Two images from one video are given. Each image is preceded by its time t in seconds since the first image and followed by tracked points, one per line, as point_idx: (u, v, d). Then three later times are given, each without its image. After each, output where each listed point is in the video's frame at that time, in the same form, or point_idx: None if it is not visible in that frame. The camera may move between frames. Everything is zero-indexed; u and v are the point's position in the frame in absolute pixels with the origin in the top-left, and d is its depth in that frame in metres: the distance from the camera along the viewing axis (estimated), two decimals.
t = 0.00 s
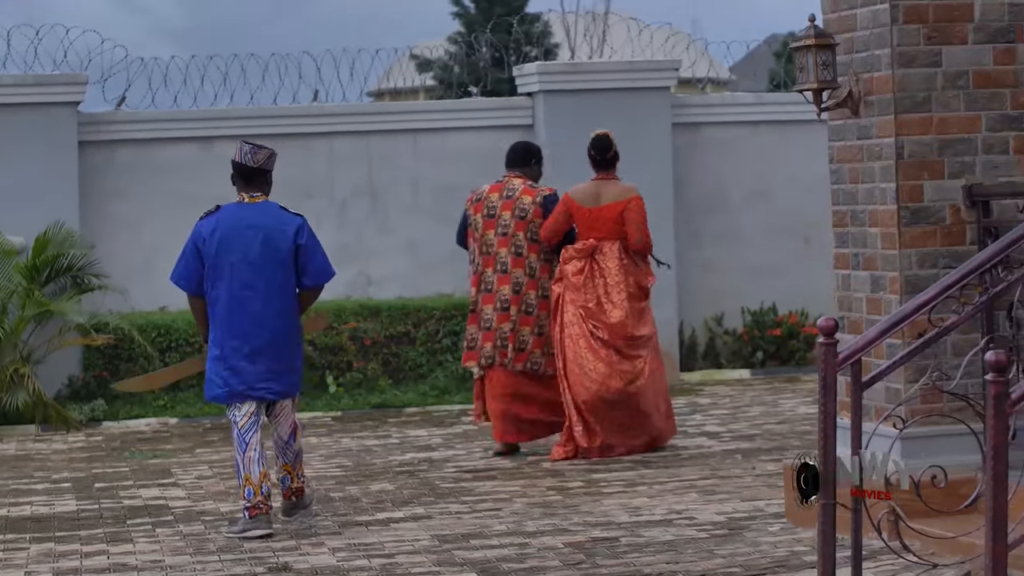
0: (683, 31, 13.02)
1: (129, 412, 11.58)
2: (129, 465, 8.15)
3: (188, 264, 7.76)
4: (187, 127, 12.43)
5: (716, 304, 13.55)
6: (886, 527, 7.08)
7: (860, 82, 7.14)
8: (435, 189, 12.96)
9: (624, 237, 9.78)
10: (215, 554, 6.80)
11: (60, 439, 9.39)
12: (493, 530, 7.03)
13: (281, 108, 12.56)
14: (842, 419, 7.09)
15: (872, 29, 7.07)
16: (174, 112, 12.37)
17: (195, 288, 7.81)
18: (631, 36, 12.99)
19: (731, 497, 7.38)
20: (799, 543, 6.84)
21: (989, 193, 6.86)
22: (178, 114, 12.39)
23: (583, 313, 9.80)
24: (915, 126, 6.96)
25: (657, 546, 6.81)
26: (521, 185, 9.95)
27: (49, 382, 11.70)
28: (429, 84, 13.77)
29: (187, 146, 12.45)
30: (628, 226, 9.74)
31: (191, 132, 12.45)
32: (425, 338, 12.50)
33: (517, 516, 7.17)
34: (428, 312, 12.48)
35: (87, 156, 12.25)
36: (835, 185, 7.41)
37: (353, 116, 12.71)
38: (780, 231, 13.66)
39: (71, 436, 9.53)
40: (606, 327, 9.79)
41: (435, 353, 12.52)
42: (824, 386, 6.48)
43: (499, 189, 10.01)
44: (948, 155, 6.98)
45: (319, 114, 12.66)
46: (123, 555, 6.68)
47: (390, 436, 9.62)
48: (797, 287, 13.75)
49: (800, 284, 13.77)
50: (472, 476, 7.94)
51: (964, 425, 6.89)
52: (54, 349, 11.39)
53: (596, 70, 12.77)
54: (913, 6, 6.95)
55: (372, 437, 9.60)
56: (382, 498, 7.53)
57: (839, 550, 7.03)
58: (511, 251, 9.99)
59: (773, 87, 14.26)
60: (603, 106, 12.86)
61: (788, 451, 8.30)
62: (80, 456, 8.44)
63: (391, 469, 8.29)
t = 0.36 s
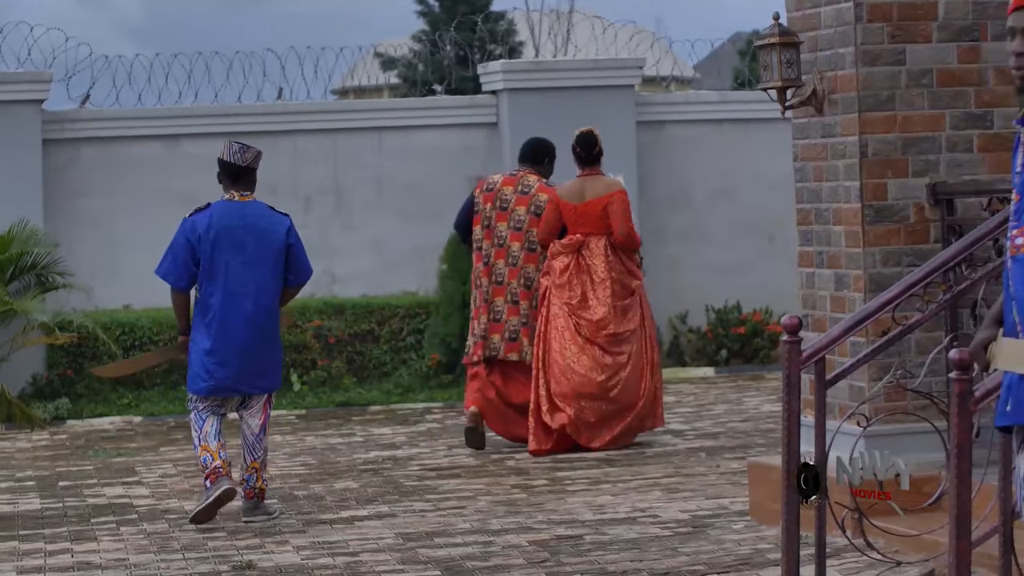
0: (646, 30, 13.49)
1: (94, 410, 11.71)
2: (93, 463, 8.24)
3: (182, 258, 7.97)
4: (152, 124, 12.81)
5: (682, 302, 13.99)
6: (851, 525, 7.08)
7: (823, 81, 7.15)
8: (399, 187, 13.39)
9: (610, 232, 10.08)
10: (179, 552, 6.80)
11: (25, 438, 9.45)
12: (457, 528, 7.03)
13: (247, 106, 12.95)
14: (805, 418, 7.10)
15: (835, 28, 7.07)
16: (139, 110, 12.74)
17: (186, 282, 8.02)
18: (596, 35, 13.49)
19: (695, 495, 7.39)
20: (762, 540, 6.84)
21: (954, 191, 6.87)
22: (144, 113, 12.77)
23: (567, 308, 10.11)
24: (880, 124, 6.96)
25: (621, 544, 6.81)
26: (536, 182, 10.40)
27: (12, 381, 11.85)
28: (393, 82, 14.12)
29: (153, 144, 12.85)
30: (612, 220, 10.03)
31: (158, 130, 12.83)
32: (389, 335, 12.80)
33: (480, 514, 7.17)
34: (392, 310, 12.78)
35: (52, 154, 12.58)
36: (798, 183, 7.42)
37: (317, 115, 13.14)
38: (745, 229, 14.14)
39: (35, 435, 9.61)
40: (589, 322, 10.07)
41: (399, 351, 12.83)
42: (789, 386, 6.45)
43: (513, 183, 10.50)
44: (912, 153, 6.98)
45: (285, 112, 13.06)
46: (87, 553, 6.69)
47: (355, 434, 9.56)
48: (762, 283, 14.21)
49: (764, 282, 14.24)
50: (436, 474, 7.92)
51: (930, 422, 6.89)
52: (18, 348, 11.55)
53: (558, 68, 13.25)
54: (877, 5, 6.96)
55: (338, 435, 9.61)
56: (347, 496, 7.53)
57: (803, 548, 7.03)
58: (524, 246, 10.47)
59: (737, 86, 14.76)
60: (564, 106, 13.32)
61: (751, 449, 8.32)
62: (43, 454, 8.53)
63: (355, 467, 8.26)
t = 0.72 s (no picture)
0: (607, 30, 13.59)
1: (54, 410, 11.80)
2: (54, 462, 8.49)
3: (149, 258, 7.99)
4: (110, 123, 12.97)
5: (643, 302, 14.16)
6: (812, 524, 7.08)
7: (785, 80, 7.16)
8: (360, 185, 13.51)
9: (599, 228, 10.68)
10: (140, 551, 6.79)
11: None
12: (418, 527, 7.03)
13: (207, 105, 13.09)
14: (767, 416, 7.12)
15: (796, 27, 7.08)
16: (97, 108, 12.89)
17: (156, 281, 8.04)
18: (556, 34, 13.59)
19: (656, 494, 7.40)
20: (722, 539, 6.84)
21: (914, 190, 6.87)
22: (103, 111, 12.93)
23: (567, 304, 10.61)
24: (840, 123, 6.97)
25: (581, 543, 6.81)
26: (519, 178, 10.82)
27: None
28: (355, 81, 14.15)
29: (114, 143, 13.01)
30: (601, 217, 10.64)
31: (116, 130, 12.99)
32: (351, 334, 12.92)
33: (442, 514, 7.18)
34: (353, 309, 12.93)
35: (13, 152, 12.75)
36: (759, 182, 7.43)
37: (277, 113, 13.28)
38: (705, 228, 14.34)
39: None
40: (588, 317, 10.61)
41: (360, 350, 12.93)
42: (749, 386, 6.53)
43: (497, 181, 10.90)
44: (873, 152, 6.99)
45: (244, 110, 13.20)
46: (48, 553, 6.69)
47: (316, 434, 9.56)
48: (723, 281, 14.44)
49: (724, 281, 14.45)
50: (397, 473, 7.92)
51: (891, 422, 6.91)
52: None
53: (521, 67, 13.35)
54: (838, 4, 6.96)
55: (299, 434, 9.61)
56: (308, 495, 7.54)
57: (764, 547, 7.03)
58: (508, 242, 10.88)
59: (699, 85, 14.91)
60: (523, 104, 13.41)
61: (712, 448, 8.35)
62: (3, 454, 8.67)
63: (316, 466, 8.24)
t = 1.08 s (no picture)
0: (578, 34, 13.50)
1: (25, 415, 11.85)
2: (27, 468, 8.56)
3: (113, 267, 8.56)
4: (81, 128, 12.96)
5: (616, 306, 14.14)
6: (783, 528, 7.08)
7: (756, 84, 7.15)
8: (332, 189, 13.51)
9: (609, 227, 10.78)
10: (111, 556, 6.78)
11: None
12: (389, 532, 7.03)
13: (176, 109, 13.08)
14: (737, 421, 7.10)
15: (767, 31, 7.08)
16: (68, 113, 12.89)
17: (123, 289, 8.60)
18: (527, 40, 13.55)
19: (628, 498, 7.42)
20: (694, 544, 6.83)
21: (885, 196, 6.87)
22: (74, 116, 12.92)
23: (585, 303, 10.73)
24: (812, 127, 6.97)
25: (553, 548, 6.80)
26: (501, 184, 10.97)
27: None
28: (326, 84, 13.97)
29: (84, 148, 13.01)
30: (612, 216, 10.74)
31: (86, 134, 12.99)
32: (322, 339, 12.89)
33: (413, 518, 7.18)
34: (325, 313, 12.86)
35: None
36: (731, 187, 7.44)
37: (249, 117, 13.28)
38: (677, 233, 14.35)
39: None
40: (607, 314, 10.75)
41: (332, 355, 12.94)
42: (721, 391, 6.46)
43: (482, 190, 11.05)
44: (844, 157, 6.99)
45: (217, 114, 13.19)
46: (18, 558, 6.68)
47: (288, 438, 9.62)
48: (696, 286, 14.46)
49: (697, 286, 14.48)
50: (369, 478, 7.96)
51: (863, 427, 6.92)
52: None
53: (493, 71, 13.18)
54: (809, 9, 6.95)
55: (271, 439, 9.66)
56: (279, 499, 7.55)
57: (736, 552, 7.02)
58: (494, 249, 11.04)
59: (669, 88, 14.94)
60: (496, 108, 13.25)
61: (683, 452, 8.38)
62: None
63: (289, 471, 8.28)
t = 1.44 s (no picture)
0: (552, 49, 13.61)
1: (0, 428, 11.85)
2: None
3: (86, 276, 8.56)
4: (53, 143, 12.98)
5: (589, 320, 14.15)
6: (756, 543, 7.10)
7: (729, 99, 7.16)
8: (304, 204, 13.49)
9: (598, 241, 10.76)
10: (84, 571, 6.78)
11: None
12: (363, 547, 7.02)
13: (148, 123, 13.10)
14: (710, 436, 7.21)
15: (741, 46, 7.09)
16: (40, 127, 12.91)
17: (94, 298, 8.60)
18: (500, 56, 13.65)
19: (600, 513, 7.45)
20: (668, 558, 6.81)
21: (857, 211, 6.88)
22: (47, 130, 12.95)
23: (567, 315, 10.73)
24: (784, 142, 6.98)
25: (526, 562, 6.77)
26: (493, 195, 11.17)
27: None
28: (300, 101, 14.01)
29: (56, 162, 13.03)
30: (602, 230, 10.73)
31: (58, 149, 13.00)
32: (295, 353, 12.87)
33: (386, 533, 7.19)
34: (297, 328, 12.87)
35: None
36: (704, 202, 7.46)
37: (221, 131, 13.29)
38: (653, 247, 14.35)
39: None
40: (589, 325, 10.72)
41: (304, 369, 12.91)
42: (693, 406, 6.45)
43: (474, 200, 11.25)
44: (817, 172, 6.99)
45: (189, 128, 13.20)
46: None
47: (261, 453, 9.71)
48: (670, 298, 14.44)
49: (672, 300, 14.46)
50: (341, 493, 8.04)
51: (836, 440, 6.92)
52: None
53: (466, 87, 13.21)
54: (783, 24, 6.96)
55: (243, 453, 9.76)
56: (252, 514, 7.59)
57: (708, 567, 7.04)
58: (485, 257, 11.20)
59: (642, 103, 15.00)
60: (469, 121, 13.31)
61: (655, 467, 8.47)
62: None
63: (262, 486, 8.57)
